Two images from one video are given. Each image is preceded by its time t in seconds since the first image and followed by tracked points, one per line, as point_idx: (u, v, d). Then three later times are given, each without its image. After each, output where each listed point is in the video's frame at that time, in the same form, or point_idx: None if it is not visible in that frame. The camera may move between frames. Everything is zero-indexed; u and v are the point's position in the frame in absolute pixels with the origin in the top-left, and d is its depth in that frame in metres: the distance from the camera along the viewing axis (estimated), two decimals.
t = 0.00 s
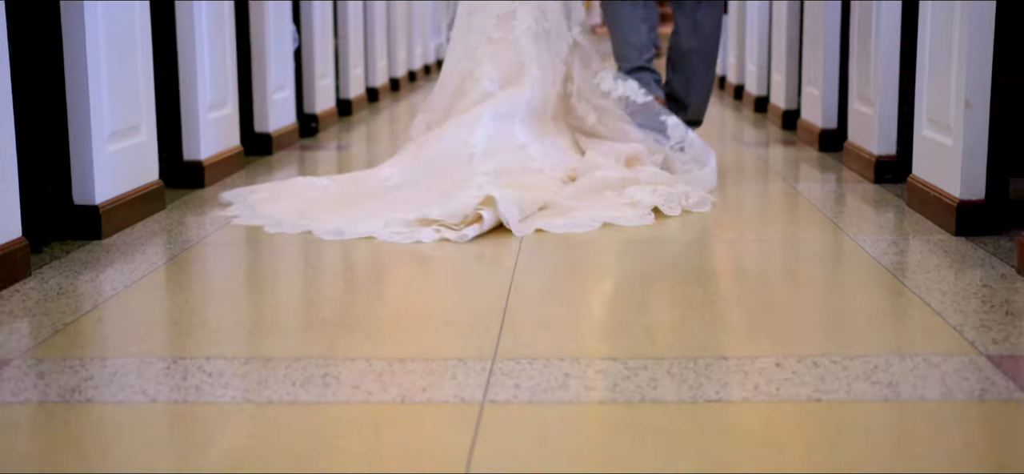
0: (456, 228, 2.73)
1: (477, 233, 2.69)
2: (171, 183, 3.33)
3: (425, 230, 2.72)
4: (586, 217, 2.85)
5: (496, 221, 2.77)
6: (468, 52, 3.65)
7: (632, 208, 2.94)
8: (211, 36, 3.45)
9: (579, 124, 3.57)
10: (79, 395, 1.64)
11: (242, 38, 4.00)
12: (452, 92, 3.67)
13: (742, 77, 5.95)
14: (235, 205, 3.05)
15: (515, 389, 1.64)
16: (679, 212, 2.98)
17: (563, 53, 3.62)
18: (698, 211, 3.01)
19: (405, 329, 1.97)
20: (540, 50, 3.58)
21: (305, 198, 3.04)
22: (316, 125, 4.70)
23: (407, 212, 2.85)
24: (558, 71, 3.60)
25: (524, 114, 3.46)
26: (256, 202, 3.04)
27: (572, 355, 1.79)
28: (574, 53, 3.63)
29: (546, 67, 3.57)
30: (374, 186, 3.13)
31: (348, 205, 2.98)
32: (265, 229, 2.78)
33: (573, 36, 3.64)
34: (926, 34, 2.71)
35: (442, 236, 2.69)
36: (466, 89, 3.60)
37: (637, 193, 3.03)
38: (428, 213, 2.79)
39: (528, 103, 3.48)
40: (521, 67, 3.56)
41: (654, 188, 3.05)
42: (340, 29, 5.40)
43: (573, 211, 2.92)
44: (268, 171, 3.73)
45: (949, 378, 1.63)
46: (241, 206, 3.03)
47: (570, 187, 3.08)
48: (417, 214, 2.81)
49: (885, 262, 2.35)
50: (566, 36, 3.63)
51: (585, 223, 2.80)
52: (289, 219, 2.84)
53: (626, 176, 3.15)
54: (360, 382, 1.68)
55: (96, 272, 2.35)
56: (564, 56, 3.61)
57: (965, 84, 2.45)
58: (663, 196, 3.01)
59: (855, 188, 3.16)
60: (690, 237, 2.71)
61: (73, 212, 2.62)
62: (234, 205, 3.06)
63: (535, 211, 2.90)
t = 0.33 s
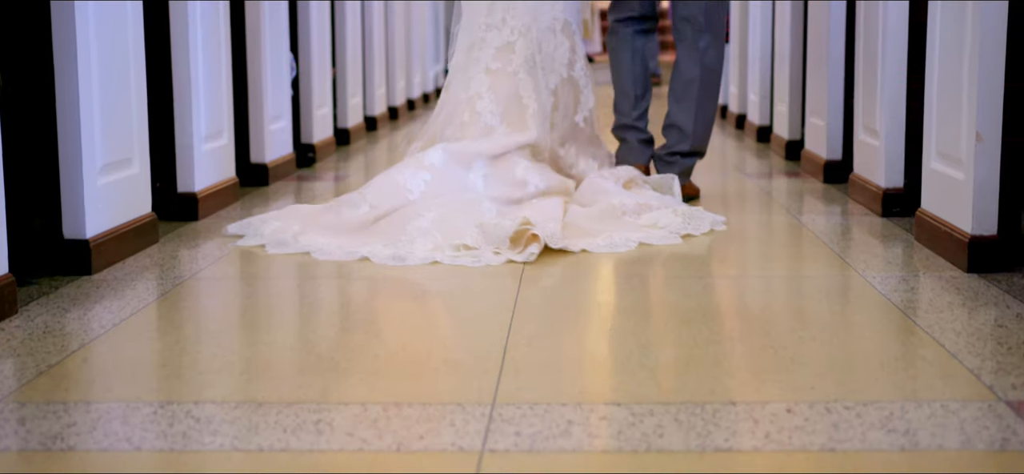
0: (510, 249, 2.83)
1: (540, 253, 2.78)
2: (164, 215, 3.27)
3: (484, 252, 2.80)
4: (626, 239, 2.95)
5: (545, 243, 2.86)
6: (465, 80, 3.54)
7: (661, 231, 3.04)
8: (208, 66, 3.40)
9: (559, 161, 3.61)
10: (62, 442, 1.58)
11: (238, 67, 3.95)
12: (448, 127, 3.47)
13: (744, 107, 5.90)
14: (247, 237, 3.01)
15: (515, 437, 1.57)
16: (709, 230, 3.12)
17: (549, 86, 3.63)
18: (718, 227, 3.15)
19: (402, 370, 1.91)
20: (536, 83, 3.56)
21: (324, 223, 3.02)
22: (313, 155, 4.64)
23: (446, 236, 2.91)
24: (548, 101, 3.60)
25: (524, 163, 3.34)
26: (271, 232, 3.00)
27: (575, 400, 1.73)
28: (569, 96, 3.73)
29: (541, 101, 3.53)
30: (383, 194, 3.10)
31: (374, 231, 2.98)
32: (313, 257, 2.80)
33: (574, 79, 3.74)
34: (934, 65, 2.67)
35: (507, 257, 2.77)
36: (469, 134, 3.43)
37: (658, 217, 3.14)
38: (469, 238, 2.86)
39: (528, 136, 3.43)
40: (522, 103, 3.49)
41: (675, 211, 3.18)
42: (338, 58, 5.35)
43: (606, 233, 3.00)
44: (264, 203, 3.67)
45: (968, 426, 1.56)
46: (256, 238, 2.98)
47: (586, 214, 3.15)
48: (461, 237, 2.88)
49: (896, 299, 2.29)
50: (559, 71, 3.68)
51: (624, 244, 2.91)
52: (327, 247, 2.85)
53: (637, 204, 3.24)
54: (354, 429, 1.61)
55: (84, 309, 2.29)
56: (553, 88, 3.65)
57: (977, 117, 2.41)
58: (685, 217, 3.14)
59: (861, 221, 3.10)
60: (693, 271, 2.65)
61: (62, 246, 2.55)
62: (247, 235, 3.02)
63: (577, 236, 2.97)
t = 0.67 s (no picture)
0: (543, 278, 2.83)
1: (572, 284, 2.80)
2: (157, 248, 3.21)
3: (516, 281, 2.80)
4: (656, 265, 2.96)
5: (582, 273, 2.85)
6: (469, 107, 3.53)
7: (686, 257, 3.06)
8: (203, 95, 3.35)
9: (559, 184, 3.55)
10: None
11: (234, 96, 3.90)
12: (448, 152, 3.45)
13: (746, 137, 5.86)
14: (265, 267, 2.97)
15: None
16: (729, 256, 3.14)
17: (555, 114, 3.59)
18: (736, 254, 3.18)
19: (398, 412, 1.85)
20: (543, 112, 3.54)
21: (344, 253, 3.00)
22: (310, 186, 4.58)
23: (468, 267, 2.91)
24: (553, 130, 3.57)
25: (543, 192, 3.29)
26: (290, 261, 2.97)
27: (579, 444, 1.66)
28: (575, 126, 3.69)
29: (544, 128, 3.49)
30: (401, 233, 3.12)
31: (394, 259, 2.97)
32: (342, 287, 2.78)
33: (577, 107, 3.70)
34: (943, 96, 2.62)
35: (539, 287, 2.78)
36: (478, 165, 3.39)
37: (680, 244, 3.14)
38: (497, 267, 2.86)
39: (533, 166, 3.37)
40: (526, 130, 3.47)
41: (693, 236, 3.20)
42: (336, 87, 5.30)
43: (635, 261, 3.01)
44: (260, 235, 3.61)
45: None
46: (274, 269, 2.94)
47: (606, 242, 3.13)
48: (486, 267, 2.89)
49: (907, 337, 2.22)
50: (567, 98, 3.65)
51: (660, 271, 2.93)
52: (352, 275, 2.83)
53: (656, 233, 3.23)
54: None
55: (73, 347, 2.23)
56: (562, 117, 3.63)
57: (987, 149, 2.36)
58: (706, 244, 3.15)
59: (868, 255, 3.04)
60: (697, 306, 2.59)
61: (51, 281, 2.50)
62: (263, 265, 2.98)
63: (605, 264, 2.97)
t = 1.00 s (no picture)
0: (555, 311, 2.80)
1: (584, 316, 2.77)
2: (150, 281, 3.15)
3: (528, 312, 2.77)
4: (673, 297, 2.92)
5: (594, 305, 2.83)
6: (474, 133, 3.48)
7: (700, 288, 3.02)
8: (198, 127, 3.29)
9: (577, 203, 3.57)
10: None
11: (230, 127, 3.85)
12: (450, 174, 3.39)
13: (747, 166, 5.81)
14: (281, 297, 2.97)
15: None
16: (744, 288, 3.10)
17: (563, 142, 3.54)
18: (750, 285, 3.14)
19: (398, 453, 1.79)
20: (547, 140, 3.51)
21: (361, 281, 2.99)
22: (307, 216, 4.52)
23: (483, 299, 2.90)
24: (557, 156, 3.52)
25: (554, 217, 3.30)
26: (307, 290, 2.96)
27: None
28: (586, 153, 3.68)
29: (546, 155, 3.47)
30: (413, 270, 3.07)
31: (409, 290, 2.96)
32: (358, 318, 2.76)
33: (589, 132, 3.67)
34: (951, 128, 2.57)
35: (552, 319, 2.75)
36: (478, 182, 3.35)
37: (696, 276, 3.11)
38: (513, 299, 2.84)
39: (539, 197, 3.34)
40: (528, 157, 3.44)
41: (708, 269, 3.17)
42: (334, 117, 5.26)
43: (652, 291, 2.99)
44: (256, 267, 3.55)
45: None
46: (291, 298, 2.94)
47: (622, 273, 3.12)
48: (500, 299, 2.87)
49: (919, 376, 2.17)
50: (575, 128, 3.58)
51: (676, 302, 2.89)
52: (366, 306, 2.82)
53: (668, 264, 3.17)
54: None
55: (62, 386, 2.17)
56: (572, 149, 3.56)
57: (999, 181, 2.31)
58: (720, 276, 3.12)
59: (874, 288, 2.98)
60: (702, 341, 2.54)
61: (40, 316, 2.44)
62: (280, 296, 2.98)
63: (623, 297, 2.94)
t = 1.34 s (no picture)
0: (548, 345, 2.76)
1: (575, 350, 2.71)
2: (147, 315, 3.10)
3: (518, 346, 2.73)
4: (679, 331, 2.87)
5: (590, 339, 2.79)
6: (477, 166, 3.45)
7: (708, 323, 2.97)
8: (191, 157, 3.22)
9: (578, 232, 3.52)
10: None
11: (226, 156, 3.79)
12: (457, 208, 3.38)
13: (748, 197, 5.76)
14: (289, 327, 3.00)
15: None
16: (752, 323, 3.03)
17: (565, 171, 3.48)
18: (760, 318, 3.08)
19: None
20: (548, 171, 3.45)
21: (374, 317, 3.05)
22: (303, 247, 4.47)
23: (480, 333, 2.87)
24: (555, 185, 3.45)
25: (557, 251, 3.24)
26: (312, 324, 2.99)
27: None
28: (589, 182, 3.63)
29: (542, 186, 3.42)
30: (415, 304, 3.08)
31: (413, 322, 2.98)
32: (352, 349, 2.75)
33: (591, 162, 3.63)
34: (962, 160, 2.52)
35: (542, 352, 2.71)
36: (479, 217, 3.33)
37: (703, 311, 3.06)
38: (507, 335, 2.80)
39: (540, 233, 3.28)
40: (529, 188, 3.40)
41: (717, 303, 3.12)
42: (331, 146, 5.21)
43: (656, 325, 2.93)
44: (251, 299, 3.49)
45: None
46: (297, 329, 2.97)
47: (629, 306, 3.07)
48: (494, 333, 2.84)
49: (932, 415, 2.11)
50: (577, 157, 3.51)
51: (681, 337, 2.83)
52: (364, 337, 2.82)
53: (677, 296, 3.12)
54: None
55: (50, 426, 2.11)
56: (575, 178, 3.50)
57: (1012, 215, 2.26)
58: (728, 312, 3.06)
59: (881, 323, 2.93)
60: (706, 376, 2.48)
61: (28, 353, 2.37)
62: (288, 327, 3.01)
63: (626, 330, 2.89)
